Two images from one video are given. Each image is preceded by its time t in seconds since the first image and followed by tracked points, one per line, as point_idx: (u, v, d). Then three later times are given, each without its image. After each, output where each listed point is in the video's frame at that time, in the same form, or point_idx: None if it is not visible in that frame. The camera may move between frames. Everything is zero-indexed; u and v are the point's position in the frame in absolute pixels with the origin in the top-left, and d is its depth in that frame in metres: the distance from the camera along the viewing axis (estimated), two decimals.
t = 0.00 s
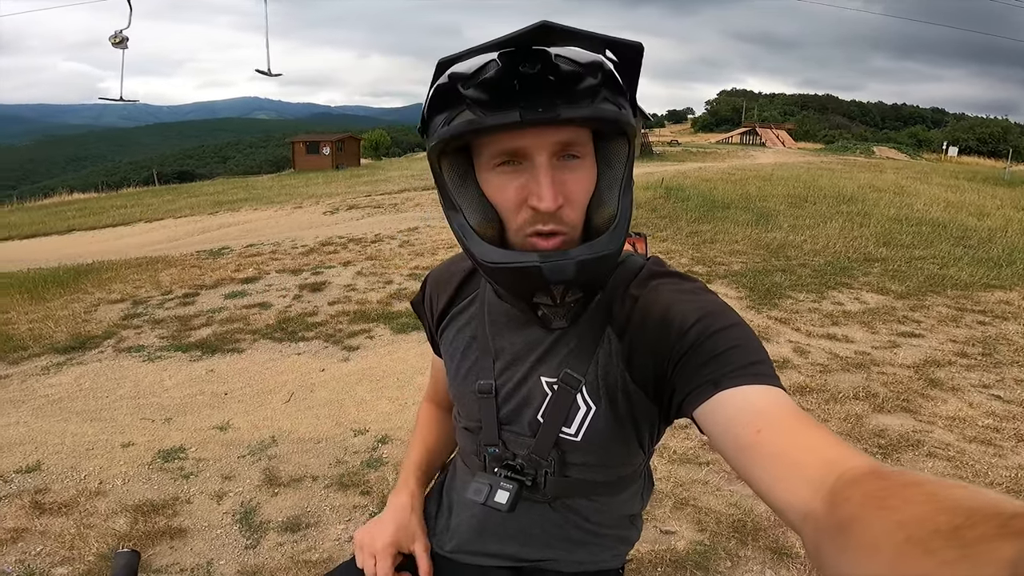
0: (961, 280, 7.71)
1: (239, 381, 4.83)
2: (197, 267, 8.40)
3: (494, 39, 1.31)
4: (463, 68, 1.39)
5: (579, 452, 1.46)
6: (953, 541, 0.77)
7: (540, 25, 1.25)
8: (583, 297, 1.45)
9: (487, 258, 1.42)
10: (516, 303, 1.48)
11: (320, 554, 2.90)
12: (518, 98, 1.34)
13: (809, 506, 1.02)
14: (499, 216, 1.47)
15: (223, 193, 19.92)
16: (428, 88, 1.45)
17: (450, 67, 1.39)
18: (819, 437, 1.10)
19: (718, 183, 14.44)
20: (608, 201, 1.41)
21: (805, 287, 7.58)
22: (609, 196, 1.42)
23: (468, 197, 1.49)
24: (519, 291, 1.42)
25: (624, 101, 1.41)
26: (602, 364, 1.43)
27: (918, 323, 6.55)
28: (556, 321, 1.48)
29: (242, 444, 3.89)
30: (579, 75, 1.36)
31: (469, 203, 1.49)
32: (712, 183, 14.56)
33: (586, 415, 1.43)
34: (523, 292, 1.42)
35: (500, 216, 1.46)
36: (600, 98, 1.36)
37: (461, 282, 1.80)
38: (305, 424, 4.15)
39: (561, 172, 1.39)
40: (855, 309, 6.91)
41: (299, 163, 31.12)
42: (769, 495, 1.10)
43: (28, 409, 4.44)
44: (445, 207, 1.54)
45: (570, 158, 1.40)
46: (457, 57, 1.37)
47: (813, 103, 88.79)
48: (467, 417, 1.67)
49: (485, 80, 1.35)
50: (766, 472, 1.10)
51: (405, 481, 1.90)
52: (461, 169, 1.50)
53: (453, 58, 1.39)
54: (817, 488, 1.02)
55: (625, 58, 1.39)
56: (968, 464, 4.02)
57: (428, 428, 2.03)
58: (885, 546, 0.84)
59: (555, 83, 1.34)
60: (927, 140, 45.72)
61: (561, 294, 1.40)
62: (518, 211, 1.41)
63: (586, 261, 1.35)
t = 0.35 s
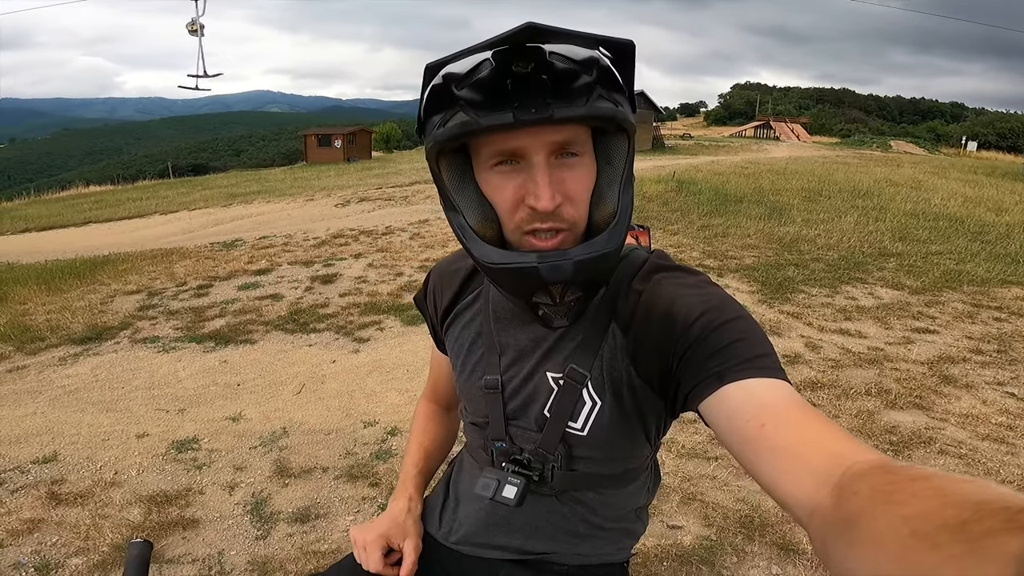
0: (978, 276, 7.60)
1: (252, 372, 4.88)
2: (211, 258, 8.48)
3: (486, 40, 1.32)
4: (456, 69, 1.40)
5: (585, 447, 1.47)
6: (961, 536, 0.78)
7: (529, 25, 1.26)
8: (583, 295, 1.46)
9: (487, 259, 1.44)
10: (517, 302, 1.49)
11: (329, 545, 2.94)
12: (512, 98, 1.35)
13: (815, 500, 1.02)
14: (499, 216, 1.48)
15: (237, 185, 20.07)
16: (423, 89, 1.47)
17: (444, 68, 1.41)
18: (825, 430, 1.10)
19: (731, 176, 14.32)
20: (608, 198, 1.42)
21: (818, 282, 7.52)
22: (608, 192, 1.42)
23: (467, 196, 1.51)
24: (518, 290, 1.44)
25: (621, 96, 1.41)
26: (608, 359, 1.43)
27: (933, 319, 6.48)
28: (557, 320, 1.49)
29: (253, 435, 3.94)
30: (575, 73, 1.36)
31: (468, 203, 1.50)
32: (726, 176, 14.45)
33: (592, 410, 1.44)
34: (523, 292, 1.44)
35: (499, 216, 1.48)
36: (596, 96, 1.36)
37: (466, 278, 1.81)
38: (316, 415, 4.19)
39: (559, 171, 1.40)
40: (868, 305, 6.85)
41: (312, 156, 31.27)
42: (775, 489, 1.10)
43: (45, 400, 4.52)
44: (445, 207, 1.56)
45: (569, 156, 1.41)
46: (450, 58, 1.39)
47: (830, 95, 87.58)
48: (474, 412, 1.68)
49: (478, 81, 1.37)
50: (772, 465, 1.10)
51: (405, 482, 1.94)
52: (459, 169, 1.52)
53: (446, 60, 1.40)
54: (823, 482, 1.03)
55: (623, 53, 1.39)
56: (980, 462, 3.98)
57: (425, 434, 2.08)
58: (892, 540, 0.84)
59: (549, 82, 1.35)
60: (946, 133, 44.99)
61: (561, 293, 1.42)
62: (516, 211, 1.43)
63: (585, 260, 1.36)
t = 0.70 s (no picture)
0: (975, 281, 7.63)
1: (249, 372, 4.88)
2: (209, 259, 8.48)
3: (481, 38, 1.33)
4: (451, 67, 1.41)
5: (583, 445, 1.47)
6: (958, 533, 0.78)
7: (524, 23, 1.27)
8: (579, 293, 1.47)
9: (484, 257, 1.45)
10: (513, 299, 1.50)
11: (325, 546, 2.93)
12: (507, 96, 1.36)
13: (813, 498, 1.02)
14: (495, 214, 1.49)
15: (235, 186, 20.07)
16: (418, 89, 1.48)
17: (439, 66, 1.42)
18: (822, 427, 1.10)
19: (729, 181, 14.36)
20: (604, 195, 1.43)
21: (816, 286, 7.54)
22: (604, 190, 1.43)
23: (463, 195, 1.52)
24: (514, 288, 1.45)
25: (615, 94, 1.42)
26: (604, 357, 1.44)
27: (930, 323, 6.49)
28: (553, 317, 1.50)
29: (250, 436, 3.93)
30: (569, 70, 1.38)
31: (464, 202, 1.51)
32: (724, 181, 14.48)
33: (588, 408, 1.44)
34: (519, 289, 1.45)
35: (495, 213, 1.48)
36: (591, 93, 1.37)
37: (461, 277, 1.81)
38: (313, 415, 4.19)
39: (555, 168, 1.40)
40: (865, 309, 6.86)
41: (311, 157, 31.29)
42: (773, 487, 1.10)
43: (41, 399, 4.51)
44: (441, 207, 1.56)
45: (564, 154, 1.41)
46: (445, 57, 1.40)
47: (829, 100, 87.86)
48: (471, 411, 1.68)
49: (473, 79, 1.38)
50: (770, 463, 1.10)
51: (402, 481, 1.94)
52: (455, 168, 1.53)
53: (441, 59, 1.41)
54: (820, 479, 1.03)
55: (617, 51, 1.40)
56: (976, 465, 3.99)
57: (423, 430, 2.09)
58: (890, 537, 0.84)
59: (544, 80, 1.36)
60: (944, 139, 45.15)
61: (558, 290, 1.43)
62: (512, 208, 1.43)
63: (582, 257, 1.36)
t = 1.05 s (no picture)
0: (979, 284, 7.60)
1: (252, 370, 4.89)
2: (213, 257, 8.50)
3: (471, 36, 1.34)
4: (445, 65, 1.42)
5: (584, 443, 1.47)
6: (959, 531, 0.78)
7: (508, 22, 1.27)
8: (571, 291, 1.47)
9: (477, 253, 1.46)
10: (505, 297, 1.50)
11: (326, 544, 2.94)
12: (498, 94, 1.37)
13: (814, 496, 1.02)
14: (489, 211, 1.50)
15: (239, 185, 20.11)
16: (411, 87, 1.49)
17: (432, 64, 1.43)
18: (823, 425, 1.10)
19: (733, 182, 14.33)
20: (599, 193, 1.43)
21: (819, 287, 7.52)
22: (599, 188, 1.43)
23: (458, 192, 1.53)
24: (505, 284, 1.46)
25: (609, 92, 1.41)
26: (605, 355, 1.44)
27: (934, 326, 6.47)
28: (545, 314, 1.51)
29: (252, 433, 3.94)
30: (561, 68, 1.37)
31: (459, 199, 1.53)
32: (728, 182, 14.47)
33: (589, 406, 1.45)
34: (510, 286, 1.46)
35: (489, 210, 1.49)
36: (582, 90, 1.37)
37: (461, 275, 1.81)
38: (315, 414, 4.20)
39: (548, 165, 1.40)
40: (869, 311, 6.84)
41: (315, 156, 31.35)
42: (774, 486, 1.09)
43: (45, 395, 4.53)
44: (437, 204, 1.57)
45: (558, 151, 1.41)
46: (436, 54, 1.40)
47: (834, 101, 87.61)
48: (472, 409, 1.69)
49: (466, 77, 1.39)
50: (770, 461, 1.10)
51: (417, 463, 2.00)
52: (451, 165, 1.54)
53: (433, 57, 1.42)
54: (821, 477, 1.02)
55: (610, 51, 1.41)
56: (978, 468, 3.97)
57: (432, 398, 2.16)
58: (892, 535, 0.84)
59: (535, 77, 1.36)
60: (949, 141, 45.00)
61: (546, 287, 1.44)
62: (504, 206, 1.43)
63: (574, 254, 1.37)
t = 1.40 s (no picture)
0: (976, 278, 7.63)
1: (252, 378, 4.87)
2: (210, 265, 8.47)
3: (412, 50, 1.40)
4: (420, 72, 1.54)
5: (586, 444, 1.47)
6: (959, 532, 0.78)
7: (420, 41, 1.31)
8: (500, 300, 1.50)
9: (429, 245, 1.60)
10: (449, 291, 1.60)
11: (331, 550, 2.92)
12: (438, 104, 1.43)
13: (817, 496, 1.01)
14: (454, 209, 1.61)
15: (235, 193, 20.06)
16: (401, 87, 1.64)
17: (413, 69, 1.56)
18: (824, 425, 1.10)
19: (728, 181, 14.36)
20: (537, 205, 1.43)
21: (817, 284, 7.53)
22: (542, 199, 1.44)
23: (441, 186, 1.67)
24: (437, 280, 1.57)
25: (552, 100, 1.34)
26: (606, 355, 1.42)
27: (933, 321, 6.49)
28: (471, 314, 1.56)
29: (254, 441, 3.93)
30: (489, 81, 1.36)
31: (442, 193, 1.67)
32: (723, 181, 14.50)
33: (591, 407, 1.44)
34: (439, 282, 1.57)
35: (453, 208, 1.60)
36: (495, 104, 1.33)
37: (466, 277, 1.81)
38: (317, 420, 4.18)
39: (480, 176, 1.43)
40: (867, 307, 6.86)
41: (310, 163, 31.31)
42: (775, 487, 1.09)
43: (44, 407, 4.50)
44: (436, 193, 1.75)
45: (497, 160, 1.42)
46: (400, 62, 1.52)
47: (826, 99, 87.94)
48: (475, 411, 1.68)
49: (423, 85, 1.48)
50: (772, 461, 1.09)
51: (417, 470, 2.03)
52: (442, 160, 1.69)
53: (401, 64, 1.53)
54: (825, 477, 1.02)
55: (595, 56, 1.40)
56: (982, 462, 3.98)
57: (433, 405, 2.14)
58: (892, 535, 0.84)
59: (470, 88, 1.38)
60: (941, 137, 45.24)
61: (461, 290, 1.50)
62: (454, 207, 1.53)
63: (488, 261, 1.42)
